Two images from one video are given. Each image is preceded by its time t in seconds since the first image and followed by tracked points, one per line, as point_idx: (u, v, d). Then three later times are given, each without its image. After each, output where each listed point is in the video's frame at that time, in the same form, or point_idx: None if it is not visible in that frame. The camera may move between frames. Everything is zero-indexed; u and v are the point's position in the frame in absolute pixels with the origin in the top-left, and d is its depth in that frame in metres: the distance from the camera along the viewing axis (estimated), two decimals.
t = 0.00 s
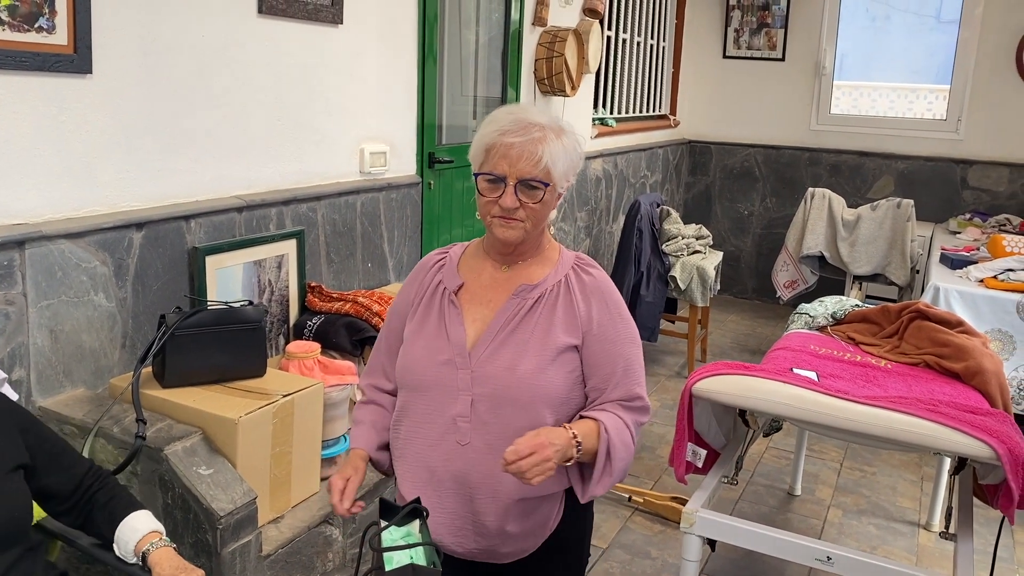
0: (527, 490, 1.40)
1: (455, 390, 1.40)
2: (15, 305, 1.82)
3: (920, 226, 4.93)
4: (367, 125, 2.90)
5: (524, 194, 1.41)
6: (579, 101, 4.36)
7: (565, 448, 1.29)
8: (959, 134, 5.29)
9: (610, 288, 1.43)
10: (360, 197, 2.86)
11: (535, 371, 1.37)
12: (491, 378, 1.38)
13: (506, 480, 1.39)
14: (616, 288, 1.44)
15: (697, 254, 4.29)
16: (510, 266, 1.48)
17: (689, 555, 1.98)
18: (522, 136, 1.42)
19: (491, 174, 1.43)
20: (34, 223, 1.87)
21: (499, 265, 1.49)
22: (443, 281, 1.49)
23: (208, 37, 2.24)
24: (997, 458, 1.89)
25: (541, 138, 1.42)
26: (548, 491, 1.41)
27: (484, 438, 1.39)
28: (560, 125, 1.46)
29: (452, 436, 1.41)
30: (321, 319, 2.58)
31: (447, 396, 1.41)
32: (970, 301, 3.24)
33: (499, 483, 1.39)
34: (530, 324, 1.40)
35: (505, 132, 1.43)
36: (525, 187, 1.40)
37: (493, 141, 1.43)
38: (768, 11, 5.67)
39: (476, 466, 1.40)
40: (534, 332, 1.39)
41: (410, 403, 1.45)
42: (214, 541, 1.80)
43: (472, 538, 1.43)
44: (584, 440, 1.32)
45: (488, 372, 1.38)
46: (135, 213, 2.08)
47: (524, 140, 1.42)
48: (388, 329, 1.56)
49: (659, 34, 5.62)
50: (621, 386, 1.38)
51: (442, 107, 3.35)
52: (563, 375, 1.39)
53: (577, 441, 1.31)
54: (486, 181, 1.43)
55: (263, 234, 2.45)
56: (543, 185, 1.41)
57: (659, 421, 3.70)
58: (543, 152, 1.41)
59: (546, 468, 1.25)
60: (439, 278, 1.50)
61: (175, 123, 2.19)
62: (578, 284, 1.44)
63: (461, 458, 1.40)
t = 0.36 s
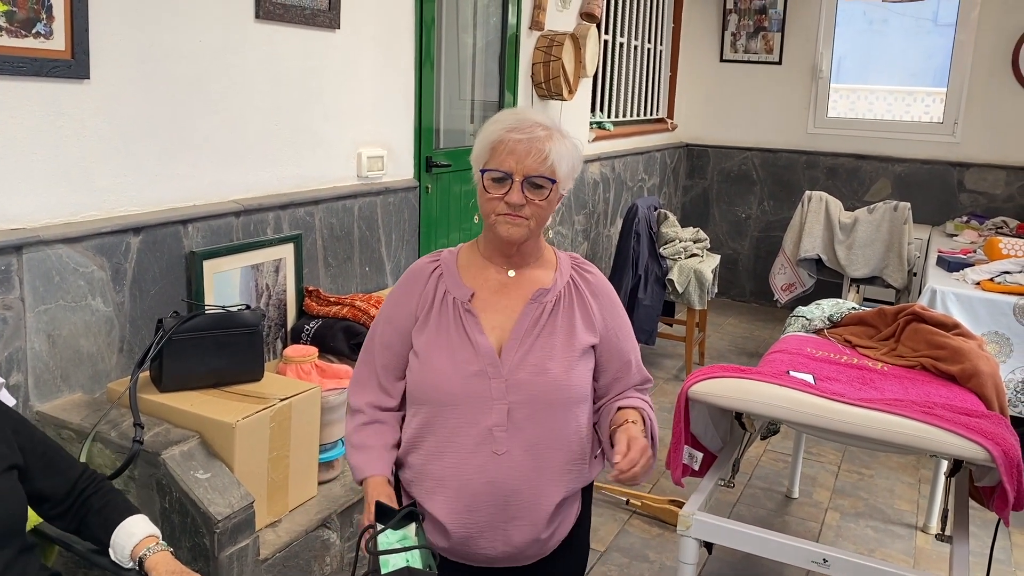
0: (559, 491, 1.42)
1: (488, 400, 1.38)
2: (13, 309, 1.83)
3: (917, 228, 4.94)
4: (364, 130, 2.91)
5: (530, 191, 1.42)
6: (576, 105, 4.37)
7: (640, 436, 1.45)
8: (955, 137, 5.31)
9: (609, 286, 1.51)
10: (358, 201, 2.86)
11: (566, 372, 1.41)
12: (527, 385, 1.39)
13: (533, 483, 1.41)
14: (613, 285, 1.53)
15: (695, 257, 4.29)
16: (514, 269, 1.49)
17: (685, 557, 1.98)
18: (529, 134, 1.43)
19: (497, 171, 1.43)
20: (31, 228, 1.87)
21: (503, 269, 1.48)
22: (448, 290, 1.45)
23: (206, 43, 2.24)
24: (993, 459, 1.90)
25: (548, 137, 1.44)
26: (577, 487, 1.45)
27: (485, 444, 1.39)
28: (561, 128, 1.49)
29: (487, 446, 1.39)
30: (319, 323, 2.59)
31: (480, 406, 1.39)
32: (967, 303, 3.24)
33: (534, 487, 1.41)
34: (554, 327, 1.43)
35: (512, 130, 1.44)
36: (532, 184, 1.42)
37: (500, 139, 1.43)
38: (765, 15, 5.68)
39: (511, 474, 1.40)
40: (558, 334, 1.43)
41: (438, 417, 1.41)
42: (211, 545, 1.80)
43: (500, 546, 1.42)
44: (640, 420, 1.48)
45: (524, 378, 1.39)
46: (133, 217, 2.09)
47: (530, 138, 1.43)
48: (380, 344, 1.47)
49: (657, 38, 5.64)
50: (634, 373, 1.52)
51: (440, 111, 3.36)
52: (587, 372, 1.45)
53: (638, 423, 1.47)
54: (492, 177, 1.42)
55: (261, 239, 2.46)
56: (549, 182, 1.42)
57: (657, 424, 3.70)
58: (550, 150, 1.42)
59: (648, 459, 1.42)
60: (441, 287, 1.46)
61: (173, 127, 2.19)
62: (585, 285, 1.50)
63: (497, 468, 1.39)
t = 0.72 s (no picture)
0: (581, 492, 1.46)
1: (514, 406, 1.39)
2: (15, 317, 1.84)
3: (915, 233, 4.95)
4: (363, 137, 2.92)
5: (533, 200, 1.43)
6: (575, 111, 4.38)
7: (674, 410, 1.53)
8: (954, 141, 5.32)
9: (607, 287, 1.58)
10: (357, 207, 2.88)
11: (585, 373, 1.45)
12: (551, 389, 1.41)
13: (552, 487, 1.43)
14: (609, 286, 1.59)
15: (693, 262, 4.30)
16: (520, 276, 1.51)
17: (684, 562, 1.99)
18: (529, 143, 1.44)
19: (498, 182, 1.44)
20: (32, 236, 1.88)
21: (510, 276, 1.50)
22: (459, 299, 1.44)
23: (206, 51, 2.26)
24: (988, 464, 1.91)
25: (548, 144, 1.45)
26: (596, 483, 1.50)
27: (488, 450, 1.40)
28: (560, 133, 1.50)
29: (514, 452, 1.40)
30: (319, 329, 2.60)
31: (506, 412, 1.39)
32: (964, 307, 3.25)
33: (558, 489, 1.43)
34: (567, 330, 1.47)
35: (512, 140, 1.44)
36: (533, 193, 1.43)
37: (500, 149, 1.44)
38: (763, 20, 5.70)
39: (538, 478, 1.41)
40: (573, 336, 1.47)
41: (464, 426, 1.40)
42: (211, 551, 1.81)
43: (522, 549, 1.45)
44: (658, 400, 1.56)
45: (548, 383, 1.41)
46: (133, 225, 2.10)
47: (528, 148, 1.44)
48: (391, 358, 1.42)
49: (655, 44, 5.65)
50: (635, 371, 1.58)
51: (439, 117, 3.37)
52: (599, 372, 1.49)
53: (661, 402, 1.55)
54: (493, 187, 1.43)
55: (261, 245, 2.47)
56: (551, 190, 1.44)
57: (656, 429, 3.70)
58: (550, 158, 1.43)
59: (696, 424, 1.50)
60: (452, 296, 1.45)
61: (174, 135, 2.21)
62: (588, 287, 1.54)
63: (524, 473, 1.41)
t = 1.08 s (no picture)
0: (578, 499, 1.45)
1: (508, 410, 1.39)
2: (16, 320, 1.84)
3: (916, 235, 4.95)
4: (364, 140, 2.93)
5: (535, 206, 1.44)
6: (575, 114, 4.39)
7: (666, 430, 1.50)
8: (954, 144, 5.32)
9: (614, 295, 1.57)
10: (358, 210, 2.88)
11: (584, 380, 1.44)
12: (546, 395, 1.41)
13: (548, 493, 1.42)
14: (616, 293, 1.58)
15: (694, 265, 4.30)
16: (523, 281, 1.51)
17: (685, 565, 1.99)
18: (532, 147, 1.44)
19: (501, 188, 1.44)
20: (34, 240, 1.89)
21: (513, 281, 1.51)
22: (460, 301, 1.46)
23: (207, 54, 2.27)
24: (989, 466, 1.91)
25: (552, 149, 1.45)
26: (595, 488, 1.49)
27: (480, 452, 1.40)
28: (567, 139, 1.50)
29: (507, 456, 1.40)
30: (320, 332, 2.60)
31: (499, 416, 1.40)
32: (965, 310, 3.26)
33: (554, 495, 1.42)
34: (568, 337, 1.46)
35: (515, 145, 1.45)
36: (535, 199, 1.43)
37: (503, 154, 1.45)
38: (763, 23, 5.71)
39: (532, 485, 1.41)
40: (574, 342, 1.47)
41: (458, 429, 1.40)
42: (212, 554, 1.81)
43: (518, 555, 1.43)
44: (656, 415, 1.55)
45: (544, 389, 1.41)
46: (134, 228, 2.10)
47: (532, 152, 1.44)
48: (390, 358, 1.45)
49: (656, 48, 5.66)
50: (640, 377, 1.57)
51: (440, 120, 3.38)
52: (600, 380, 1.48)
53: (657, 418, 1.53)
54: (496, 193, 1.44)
55: (262, 248, 2.47)
56: (553, 196, 1.44)
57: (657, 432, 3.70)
58: (553, 163, 1.44)
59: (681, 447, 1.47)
60: (453, 298, 1.46)
61: (175, 139, 2.21)
62: (593, 293, 1.53)
63: (518, 478, 1.40)
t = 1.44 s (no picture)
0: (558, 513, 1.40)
1: (485, 415, 1.39)
2: (18, 325, 1.85)
3: (917, 238, 4.95)
4: (365, 144, 2.93)
5: (532, 200, 1.43)
6: (575, 117, 4.39)
7: (627, 459, 1.34)
8: (954, 146, 5.33)
9: (626, 310, 1.48)
10: (360, 214, 2.88)
11: (568, 396, 1.38)
12: (525, 405, 1.38)
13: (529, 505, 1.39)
14: (629, 309, 1.50)
15: (695, 268, 4.31)
16: (524, 286, 1.49)
17: (688, 568, 1.99)
18: (533, 142, 1.46)
19: (501, 181, 1.45)
20: (37, 245, 1.89)
21: (515, 285, 1.49)
22: (458, 300, 1.47)
23: (209, 59, 2.27)
24: (990, 468, 1.91)
25: (553, 145, 1.46)
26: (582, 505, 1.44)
27: (453, 453, 1.41)
28: (574, 141, 1.50)
29: (483, 462, 1.39)
30: (321, 336, 2.60)
31: (478, 420, 1.39)
32: (966, 312, 3.25)
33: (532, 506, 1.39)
34: (558, 347, 1.41)
35: (518, 142, 1.47)
36: (533, 192, 1.43)
37: (507, 150, 1.47)
38: (764, 26, 5.72)
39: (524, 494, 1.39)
40: (565, 354, 1.41)
41: (435, 430, 1.42)
42: (214, 558, 1.81)
43: (504, 561, 1.43)
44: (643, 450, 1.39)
45: (523, 398, 1.38)
46: (136, 233, 2.11)
47: (533, 147, 1.46)
48: (388, 348, 1.50)
49: (656, 51, 5.66)
50: (647, 403, 1.45)
51: (441, 123, 3.38)
52: (592, 398, 1.42)
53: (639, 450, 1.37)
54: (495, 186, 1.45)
55: (263, 253, 2.48)
56: (551, 190, 1.43)
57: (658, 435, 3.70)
58: (552, 157, 1.44)
59: (605, 478, 1.30)
60: (452, 296, 1.48)
61: (176, 144, 2.21)
62: (598, 305, 1.47)
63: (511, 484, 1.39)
